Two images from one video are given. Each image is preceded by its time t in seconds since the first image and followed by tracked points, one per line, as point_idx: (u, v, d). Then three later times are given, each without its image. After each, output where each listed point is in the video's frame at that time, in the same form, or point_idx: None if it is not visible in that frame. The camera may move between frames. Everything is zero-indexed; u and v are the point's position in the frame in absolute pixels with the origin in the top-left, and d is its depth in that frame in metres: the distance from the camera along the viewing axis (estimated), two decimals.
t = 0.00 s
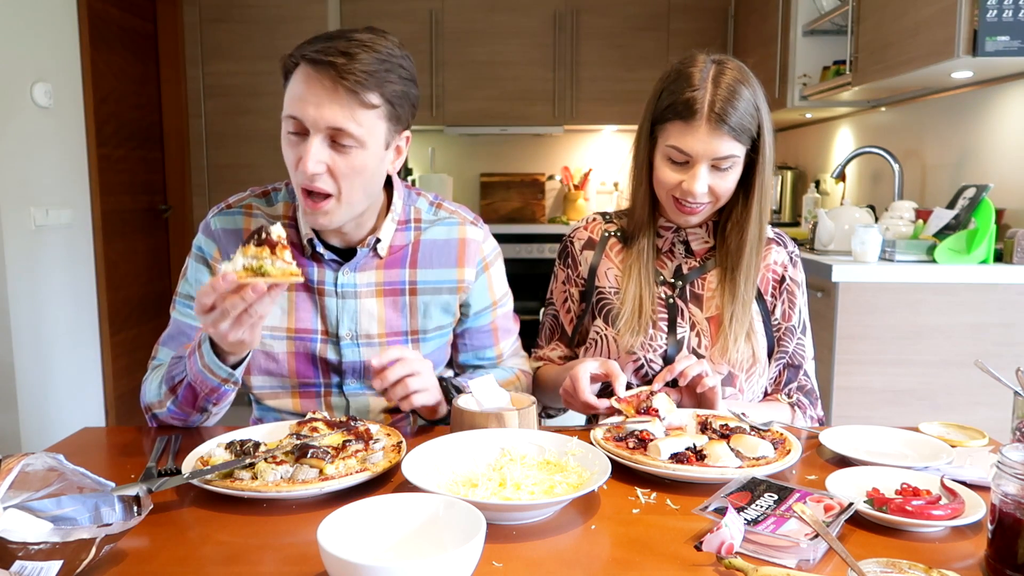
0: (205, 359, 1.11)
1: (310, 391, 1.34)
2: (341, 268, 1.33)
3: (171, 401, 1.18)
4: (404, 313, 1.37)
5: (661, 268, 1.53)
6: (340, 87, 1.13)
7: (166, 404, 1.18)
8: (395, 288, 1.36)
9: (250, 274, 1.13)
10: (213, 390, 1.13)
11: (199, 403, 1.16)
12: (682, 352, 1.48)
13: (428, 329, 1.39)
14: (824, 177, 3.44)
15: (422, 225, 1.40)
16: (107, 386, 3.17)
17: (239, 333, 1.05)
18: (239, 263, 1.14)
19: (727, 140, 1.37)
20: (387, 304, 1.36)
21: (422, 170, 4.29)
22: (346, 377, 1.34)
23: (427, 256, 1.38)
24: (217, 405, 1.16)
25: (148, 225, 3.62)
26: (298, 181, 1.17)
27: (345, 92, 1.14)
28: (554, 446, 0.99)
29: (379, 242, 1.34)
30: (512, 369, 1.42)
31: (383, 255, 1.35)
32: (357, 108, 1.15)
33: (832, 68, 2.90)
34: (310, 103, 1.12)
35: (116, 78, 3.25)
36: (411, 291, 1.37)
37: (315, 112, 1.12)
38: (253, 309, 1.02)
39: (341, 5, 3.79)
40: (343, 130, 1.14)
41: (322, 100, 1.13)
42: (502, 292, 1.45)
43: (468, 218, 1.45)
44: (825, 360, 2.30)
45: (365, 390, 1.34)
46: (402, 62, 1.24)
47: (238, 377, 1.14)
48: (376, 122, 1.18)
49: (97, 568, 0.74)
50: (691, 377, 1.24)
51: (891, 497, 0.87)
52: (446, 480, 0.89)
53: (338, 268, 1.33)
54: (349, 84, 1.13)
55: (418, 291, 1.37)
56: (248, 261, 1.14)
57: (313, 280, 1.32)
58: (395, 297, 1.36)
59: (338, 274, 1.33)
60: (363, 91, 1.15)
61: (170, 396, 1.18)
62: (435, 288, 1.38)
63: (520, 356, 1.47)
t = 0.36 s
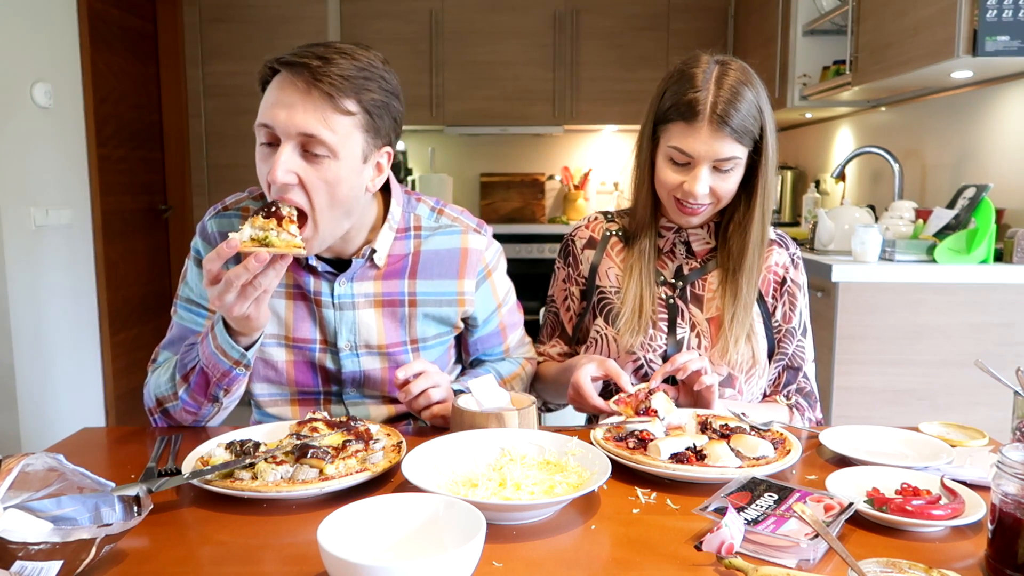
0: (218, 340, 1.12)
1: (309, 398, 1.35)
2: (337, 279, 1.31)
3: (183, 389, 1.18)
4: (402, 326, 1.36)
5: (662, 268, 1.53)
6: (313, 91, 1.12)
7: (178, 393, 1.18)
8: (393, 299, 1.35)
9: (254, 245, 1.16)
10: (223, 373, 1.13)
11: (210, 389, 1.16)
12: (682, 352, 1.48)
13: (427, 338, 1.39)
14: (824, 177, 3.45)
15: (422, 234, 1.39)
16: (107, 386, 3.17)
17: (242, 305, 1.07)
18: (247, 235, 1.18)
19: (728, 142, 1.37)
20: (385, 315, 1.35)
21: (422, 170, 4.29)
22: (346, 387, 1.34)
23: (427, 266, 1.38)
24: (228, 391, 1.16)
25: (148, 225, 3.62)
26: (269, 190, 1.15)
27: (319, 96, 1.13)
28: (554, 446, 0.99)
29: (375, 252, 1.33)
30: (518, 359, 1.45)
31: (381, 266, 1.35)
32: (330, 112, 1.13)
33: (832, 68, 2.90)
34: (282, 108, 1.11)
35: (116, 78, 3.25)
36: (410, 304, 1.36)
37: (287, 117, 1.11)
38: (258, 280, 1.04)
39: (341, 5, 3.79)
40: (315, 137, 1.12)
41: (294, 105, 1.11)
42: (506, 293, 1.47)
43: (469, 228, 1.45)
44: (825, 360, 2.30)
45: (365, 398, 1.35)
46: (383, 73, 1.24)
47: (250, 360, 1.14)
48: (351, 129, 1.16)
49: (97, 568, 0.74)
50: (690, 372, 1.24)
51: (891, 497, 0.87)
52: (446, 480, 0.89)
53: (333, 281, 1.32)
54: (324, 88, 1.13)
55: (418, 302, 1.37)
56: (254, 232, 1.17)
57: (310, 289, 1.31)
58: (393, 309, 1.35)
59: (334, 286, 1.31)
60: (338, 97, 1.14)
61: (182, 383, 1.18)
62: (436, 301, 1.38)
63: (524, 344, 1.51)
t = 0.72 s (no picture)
0: (217, 341, 1.12)
1: (309, 400, 1.36)
2: (334, 284, 1.31)
3: (184, 389, 1.18)
4: (400, 330, 1.36)
5: (663, 268, 1.54)
6: (301, 105, 1.12)
7: (179, 394, 1.18)
8: (391, 304, 1.35)
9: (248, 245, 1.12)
10: (224, 373, 1.13)
11: (210, 389, 1.16)
12: (682, 352, 1.48)
13: (427, 341, 1.39)
14: (824, 178, 3.44)
15: (420, 237, 1.39)
16: (107, 386, 3.17)
17: (238, 305, 1.07)
18: (242, 235, 1.14)
19: (728, 142, 1.37)
20: (383, 320, 1.35)
21: (422, 170, 4.29)
22: (346, 388, 1.35)
23: (425, 269, 1.38)
24: (228, 391, 1.15)
25: (148, 225, 3.62)
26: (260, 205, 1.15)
27: (307, 110, 1.12)
28: (554, 446, 0.99)
29: (370, 256, 1.33)
30: (521, 358, 1.45)
31: (378, 270, 1.34)
32: (319, 126, 1.13)
33: (832, 68, 2.90)
34: (270, 123, 1.11)
35: (116, 78, 3.25)
36: (408, 308, 1.36)
37: (275, 131, 1.11)
38: (253, 280, 1.04)
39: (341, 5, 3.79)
40: (305, 150, 1.11)
41: (282, 119, 1.11)
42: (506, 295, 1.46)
43: (468, 230, 1.45)
44: (825, 360, 2.30)
45: (364, 400, 1.35)
46: (372, 83, 1.24)
47: (249, 360, 1.14)
48: (342, 141, 1.16)
49: (97, 568, 0.74)
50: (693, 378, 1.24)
51: (891, 497, 0.87)
52: (446, 480, 0.89)
53: (330, 285, 1.31)
54: (312, 101, 1.12)
55: (415, 306, 1.36)
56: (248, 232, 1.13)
57: (307, 293, 1.31)
58: (391, 314, 1.35)
59: (330, 290, 1.31)
60: (326, 109, 1.14)
61: (183, 383, 1.18)
62: (434, 305, 1.38)
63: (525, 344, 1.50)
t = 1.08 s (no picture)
0: (219, 341, 1.12)
1: (308, 399, 1.36)
2: (333, 285, 1.31)
3: (186, 389, 1.18)
4: (399, 331, 1.36)
5: (663, 269, 1.54)
6: (304, 110, 1.12)
7: (181, 393, 1.18)
8: (390, 304, 1.35)
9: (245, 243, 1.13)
10: (225, 372, 1.13)
11: (212, 388, 1.16)
12: (683, 353, 1.48)
13: (427, 341, 1.39)
14: (824, 178, 3.45)
15: (420, 238, 1.39)
16: (107, 387, 3.17)
17: (240, 305, 1.07)
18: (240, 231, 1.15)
19: (728, 143, 1.37)
20: (383, 321, 1.35)
21: (422, 170, 4.29)
22: (346, 388, 1.35)
23: (425, 270, 1.38)
24: (230, 390, 1.15)
25: (148, 225, 3.63)
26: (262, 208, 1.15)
27: (310, 116, 1.13)
28: (555, 446, 0.99)
29: (370, 258, 1.33)
30: (521, 359, 1.45)
31: (378, 271, 1.35)
32: (323, 130, 1.13)
33: (832, 68, 2.90)
34: (273, 128, 1.12)
35: (116, 78, 3.25)
36: (407, 309, 1.36)
37: (278, 135, 1.11)
38: (252, 280, 1.04)
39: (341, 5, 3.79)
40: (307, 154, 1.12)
41: (288, 122, 1.12)
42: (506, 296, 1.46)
43: (468, 231, 1.45)
44: (825, 360, 2.30)
45: (364, 399, 1.35)
46: (378, 89, 1.24)
47: (251, 358, 1.14)
48: (346, 146, 1.16)
49: (97, 568, 0.74)
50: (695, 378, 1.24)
51: (891, 497, 0.87)
52: (446, 480, 0.89)
53: (329, 286, 1.31)
54: (316, 108, 1.13)
55: (414, 307, 1.36)
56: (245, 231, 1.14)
57: (307, 293, 1.31)
58: (391, 315, 1.35)
59: (330, 291, 1.31)
60: (329, 114, 1.14)
61: (184, 383, 1.18)
62: (434, 306, 1.38)
63: (525, 344, 1.50)
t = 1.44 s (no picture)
0: (219, 335, 1.11)
1: (307, 398, 1.36)
2: (332, 284, 1.31)
3: (188, 386, 1.17)
4: (398, 330, 1.36)
5: (663, 268, 1.54)
6: (304, 111, 1.12)
7: (183, 391, 1.18)
8: (389, 304, 1.35)
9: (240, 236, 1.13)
10: (227, 367, 1.13)
11: (214, 385, 1.15)
12: (682, 352, 1.48)
13: (425, 341, 1.39)
14: (824, 178, 3.44)
15: (419, 238, 1.39)
16: (107, 387, 3.17)
17: (240, 300, 1.07)
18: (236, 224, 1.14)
19: (725, 143, 1.37)
20: (381, 320, 1.35)
21: (422, 170, 4.29)
22: (344, 387, 1.35)
23: (424, 270, 1.38)
24: (233, 385, 1.15)
25: (148, 225, 3.63)
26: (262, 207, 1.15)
27: (309, 116, 1.13)
28: (554, 446, 0.99)
29: (369, 256, 1.32)
30: (520, 360, 1.45)
31: (377, 270, 1.34)
32: (324, 130, 1.13)
33: (832, 68, 2.89)
34: (273, 128, 1.12)
35: (116, 78, 3.25)
36: (406, 308, 1.36)
37: (279, 135, 1.12)
38: (250, 274, 1.05)
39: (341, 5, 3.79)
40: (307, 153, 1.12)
41: (289, 121, 1.12)
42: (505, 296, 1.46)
43: (467, 230, 1.45)
44: (825, 359, 2.30)
45: (364, 399, 1.36)
46: (378, 90, 1.24)
47: (253, 352, 1.14)
48: (348, 146, 1.16)
49: (97, 569, 0.74)
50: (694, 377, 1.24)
51: (891, 497, 0.87)
52: (446, 480, 0.89)
53: (328, 285, 1.31)
54: (316, 109, 1.13)
55: (413, 306, 1.36)
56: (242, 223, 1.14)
57: (306, 292, 1.31)
58: (389, 314, 1.35)
59: (329, 289, 1.31)
60: (328, 114, 1.14)
61: (186, 379, 1.18)
62: (432, 305, 1.38)
63: (524, 345, 1.50)
